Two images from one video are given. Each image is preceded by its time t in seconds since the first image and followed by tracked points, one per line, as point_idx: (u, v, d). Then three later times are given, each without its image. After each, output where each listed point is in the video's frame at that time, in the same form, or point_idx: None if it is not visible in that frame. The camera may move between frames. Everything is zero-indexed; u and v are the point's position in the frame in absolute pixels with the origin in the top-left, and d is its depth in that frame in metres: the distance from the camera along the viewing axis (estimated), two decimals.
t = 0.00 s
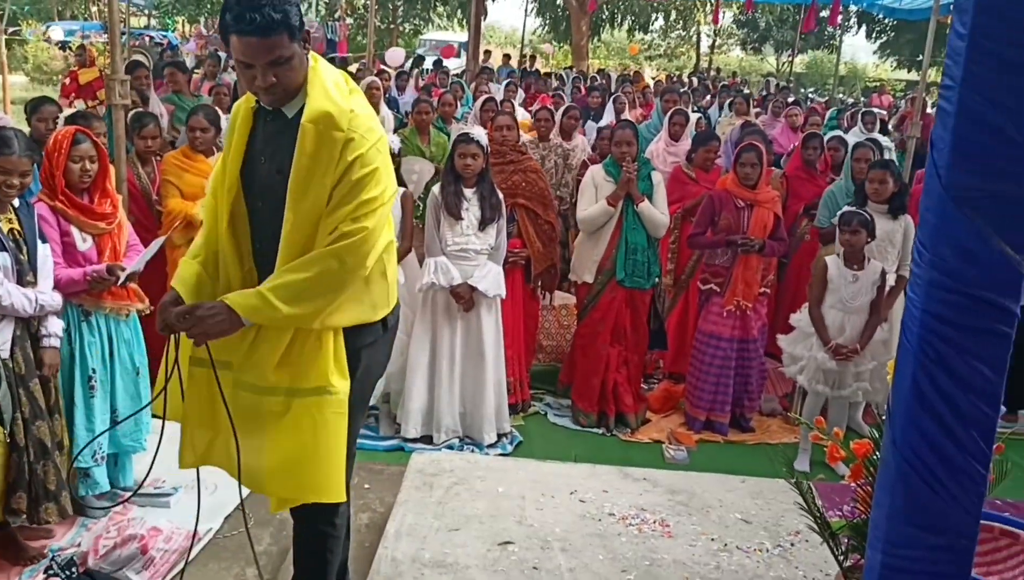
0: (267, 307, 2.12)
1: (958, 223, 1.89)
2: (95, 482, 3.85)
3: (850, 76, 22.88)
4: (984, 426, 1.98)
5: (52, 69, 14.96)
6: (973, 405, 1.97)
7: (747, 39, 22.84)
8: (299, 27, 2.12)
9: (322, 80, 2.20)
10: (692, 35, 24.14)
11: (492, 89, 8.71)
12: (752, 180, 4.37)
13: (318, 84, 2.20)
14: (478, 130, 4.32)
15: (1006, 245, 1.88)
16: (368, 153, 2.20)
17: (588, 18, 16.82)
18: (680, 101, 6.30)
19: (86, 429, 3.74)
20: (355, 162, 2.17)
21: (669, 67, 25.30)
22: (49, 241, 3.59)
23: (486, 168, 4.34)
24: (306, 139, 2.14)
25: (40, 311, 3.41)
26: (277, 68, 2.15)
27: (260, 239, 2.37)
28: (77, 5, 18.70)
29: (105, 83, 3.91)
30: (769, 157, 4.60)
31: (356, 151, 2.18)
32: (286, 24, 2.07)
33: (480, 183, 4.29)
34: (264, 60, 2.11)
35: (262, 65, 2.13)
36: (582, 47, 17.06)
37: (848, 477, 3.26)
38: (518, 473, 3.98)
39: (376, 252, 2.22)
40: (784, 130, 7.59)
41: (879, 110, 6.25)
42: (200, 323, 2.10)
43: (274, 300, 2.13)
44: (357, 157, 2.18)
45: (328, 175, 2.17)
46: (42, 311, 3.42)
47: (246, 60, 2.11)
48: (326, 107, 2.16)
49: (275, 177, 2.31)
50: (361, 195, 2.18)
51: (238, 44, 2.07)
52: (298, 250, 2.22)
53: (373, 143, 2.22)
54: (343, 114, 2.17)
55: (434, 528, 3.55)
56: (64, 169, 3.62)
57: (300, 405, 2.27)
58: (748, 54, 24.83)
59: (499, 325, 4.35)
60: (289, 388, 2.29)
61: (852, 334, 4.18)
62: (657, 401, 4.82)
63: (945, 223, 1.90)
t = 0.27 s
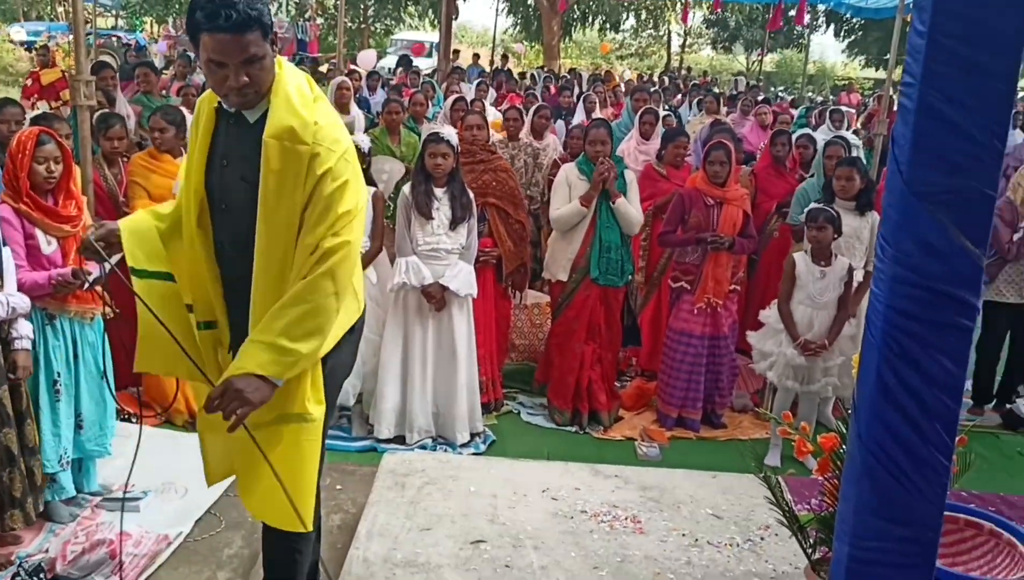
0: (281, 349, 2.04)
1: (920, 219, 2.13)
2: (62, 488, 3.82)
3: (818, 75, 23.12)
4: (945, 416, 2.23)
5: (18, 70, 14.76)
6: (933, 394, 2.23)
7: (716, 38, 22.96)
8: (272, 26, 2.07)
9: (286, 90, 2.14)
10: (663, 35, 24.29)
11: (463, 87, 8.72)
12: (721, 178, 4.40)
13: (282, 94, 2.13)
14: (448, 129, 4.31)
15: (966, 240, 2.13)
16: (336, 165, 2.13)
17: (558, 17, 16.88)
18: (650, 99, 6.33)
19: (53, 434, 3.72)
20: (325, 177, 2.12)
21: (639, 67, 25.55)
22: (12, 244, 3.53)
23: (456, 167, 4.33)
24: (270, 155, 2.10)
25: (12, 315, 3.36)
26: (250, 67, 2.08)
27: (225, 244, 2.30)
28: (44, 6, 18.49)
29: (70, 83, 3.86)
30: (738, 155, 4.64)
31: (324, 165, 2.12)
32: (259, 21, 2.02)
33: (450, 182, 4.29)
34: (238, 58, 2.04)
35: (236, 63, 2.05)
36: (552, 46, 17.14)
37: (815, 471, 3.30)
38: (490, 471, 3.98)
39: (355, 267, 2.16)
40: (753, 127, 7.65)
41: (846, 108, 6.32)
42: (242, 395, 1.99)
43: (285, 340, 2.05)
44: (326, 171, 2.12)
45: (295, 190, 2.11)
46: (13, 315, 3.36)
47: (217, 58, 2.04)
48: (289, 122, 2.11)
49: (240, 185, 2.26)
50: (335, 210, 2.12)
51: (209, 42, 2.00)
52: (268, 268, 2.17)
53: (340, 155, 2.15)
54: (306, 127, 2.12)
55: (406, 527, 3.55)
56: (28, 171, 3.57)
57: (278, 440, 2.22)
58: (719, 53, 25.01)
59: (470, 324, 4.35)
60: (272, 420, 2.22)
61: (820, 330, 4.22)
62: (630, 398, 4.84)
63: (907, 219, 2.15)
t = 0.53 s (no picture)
0: (319, 350, 1.99)
1: (871, 215, 2.19)
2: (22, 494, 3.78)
3: (781, 74, 23.41)
4: (900, 409, 2.29)
5: None
6: (888, 388, 2.29)
7: (678, 38, 23.11)
8: (225, 22, 2.04)
9: (244, 90, 2.11)
10: (627, 35, 24.45)
11: (426, 88, 8.72)
12: (682, 175, 4.43)
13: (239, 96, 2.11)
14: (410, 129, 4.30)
15: (919, 235, 2.19)
16: (301, 163, 2.13)
17: (522, 18, 16.93)
18: (613, 99, 6.37)
19: (11, 442, 3.66)
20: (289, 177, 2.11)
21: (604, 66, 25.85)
22: None
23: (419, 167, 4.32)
24: (231, 158, 2.07)
25: None
26: (201, 62, 2.04)
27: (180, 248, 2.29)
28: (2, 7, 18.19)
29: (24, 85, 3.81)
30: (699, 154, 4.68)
31: (286, 166, 2.11)
32: (211, 15, 1.99)
33: (413, 182, 4.28)
34: (188, 52, 2.00)
35: (185, 59, 2.02)
36: (517, 46, 17.19)
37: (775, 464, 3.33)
38: (455, 471, 3.98)
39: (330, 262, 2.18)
40: (715, 126, 7.72)
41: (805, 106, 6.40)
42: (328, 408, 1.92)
43: (322, 337, 2.00)
44: (289, 171, 2.11)
45: (261, 192, 2.10)
46: None
47: (167, 53, 2.01)
48: (249, 122, 2.09)
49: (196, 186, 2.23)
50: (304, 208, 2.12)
51: (162, 36, 1.98)
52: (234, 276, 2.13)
53: (303, 154, 2.15)
54: (266, 128, 2.10)
55: (370, 529, 3.54)
56: None
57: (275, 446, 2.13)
58: (684, 53, 25.21)
59: (434, 325, 4.36)
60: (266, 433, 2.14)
61: (782, 325, 4.27)
62: (595, 396, 4.85)
63: (859, 215, 2.21)
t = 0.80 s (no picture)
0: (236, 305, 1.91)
1: (824, 211, 2.27)
2: None
3: (741, 73, 23.69)
4: (854, 401, 2.36)
5: None
6: (843, 380, 2.36)
7: (640, 37, 23.27)
8: (127, 30, 1.96)
9: (194, 84, 2.09)
10: (589, 34, 24.57)
11: (387, 90, 8.69)
12: (643, 174, 4.46)
13: (190, 89, 2.08)
14: (369, 130, 4.25)
15: (869, 230, 2.26)
16: (257, 152, 2.08)
17: (484, 19, 16.93)
18: (575, 99, 6.39)
19: None
20: (248, 164, 2.06)
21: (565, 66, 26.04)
22: None
23: (378, 168, 4.29)
24: (183, 150, 2.05)
25: None
26: (97, 70, 2.00)
27: (138, 251, 2.25)
28: None
29: None
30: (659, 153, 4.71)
31: (242, 154, 2.07)
32: (95, 27, 1.92)
33: (373, 183, 4.26)
34: (85, 59, 1.97)
35: (87, 65, 2.00)
36: (479, 47, 17.22)
37: (735, 460, 3.35)
38: (418, 472, 3.97)
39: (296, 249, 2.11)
40: (676, 126, 7.78)
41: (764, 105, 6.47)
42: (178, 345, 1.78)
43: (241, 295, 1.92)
44: (246, 158, 2.07)
45: (217, 182, 2.07)
46: None
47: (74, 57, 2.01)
48: (199, 116, 2.07)
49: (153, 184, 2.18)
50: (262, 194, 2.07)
51: (64, 43, 1.98)
52: (192, 271, 2.11)
53: (260, 145, 2.10)
54: (218, 120, 2.07)
55: (333, 533, 3.52)
56: None
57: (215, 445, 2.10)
58: (646, 53, 25.39)
59: (397, 326, 4.34)
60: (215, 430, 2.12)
61: (743, 322, 4.31)
62: (559, 395, 4.86)
63: (813, 211, 2.28)
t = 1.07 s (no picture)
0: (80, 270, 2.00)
1: (779, 206, 2.31)
2: None
3: (700, 73, 23.92)
4: (810, 394, 2.40)
5: None
6: (798, 374, 2.40)
7: (600, 38, 23.38)
8: (71, 23, 1.94)
9: (134, 75, 2.07)
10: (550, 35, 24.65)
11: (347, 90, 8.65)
12: (602, 173, 4.47)
13: (127, 80, 2.06)
14: (326, 130, 4.22)
15: (820, 222, 2.30)
16: (183, 147, 2.08)
17: (444, 20, 16.92)
18: (535, 98, 6.40)
19: None
20: (169, 157, 2.05)
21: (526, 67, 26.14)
22: None
23: (336, 168, 4.25)
24: (109, 137, 2.02)
25: None
26: (42, 65, 1.99)
27: (91, 249, 2.23)
28: None
29: None
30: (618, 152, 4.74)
31: (167, 146, 2.06)
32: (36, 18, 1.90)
33: (331, 183, 4.24)
34: (28, 53, 1.95)
35: (30, 59, 1.97)
36: (439, 47, 17.20)
37: (693, 456, 3.36)
38: (379, 473, 3.94)
39: (202, 243, 2.09)
40: (635, 124, 7.83)
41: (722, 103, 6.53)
42: None
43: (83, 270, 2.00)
44: (170, 151, 2.06)
45: (139, 172, 2.04)
46: None
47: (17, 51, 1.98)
48: (133, 103, 2.03)
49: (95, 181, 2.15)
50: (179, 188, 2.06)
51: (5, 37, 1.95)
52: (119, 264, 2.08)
53: (187, 138, 2.09)
54: (151, 109, 2.04)
55: (293, 535, 3.48)
56: None
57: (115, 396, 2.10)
58: (608, 54, 25.53)
59: (357, 327, 4.32)
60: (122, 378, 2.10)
61: (702, 319, 4.34)
62: (521, 394, 4.87)
63: (768, 206, 2.32)
